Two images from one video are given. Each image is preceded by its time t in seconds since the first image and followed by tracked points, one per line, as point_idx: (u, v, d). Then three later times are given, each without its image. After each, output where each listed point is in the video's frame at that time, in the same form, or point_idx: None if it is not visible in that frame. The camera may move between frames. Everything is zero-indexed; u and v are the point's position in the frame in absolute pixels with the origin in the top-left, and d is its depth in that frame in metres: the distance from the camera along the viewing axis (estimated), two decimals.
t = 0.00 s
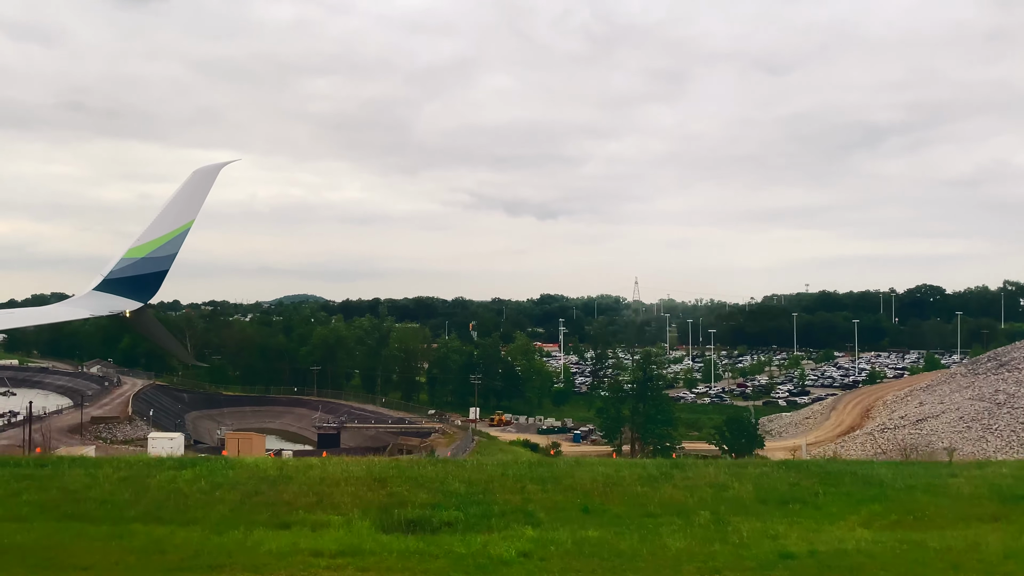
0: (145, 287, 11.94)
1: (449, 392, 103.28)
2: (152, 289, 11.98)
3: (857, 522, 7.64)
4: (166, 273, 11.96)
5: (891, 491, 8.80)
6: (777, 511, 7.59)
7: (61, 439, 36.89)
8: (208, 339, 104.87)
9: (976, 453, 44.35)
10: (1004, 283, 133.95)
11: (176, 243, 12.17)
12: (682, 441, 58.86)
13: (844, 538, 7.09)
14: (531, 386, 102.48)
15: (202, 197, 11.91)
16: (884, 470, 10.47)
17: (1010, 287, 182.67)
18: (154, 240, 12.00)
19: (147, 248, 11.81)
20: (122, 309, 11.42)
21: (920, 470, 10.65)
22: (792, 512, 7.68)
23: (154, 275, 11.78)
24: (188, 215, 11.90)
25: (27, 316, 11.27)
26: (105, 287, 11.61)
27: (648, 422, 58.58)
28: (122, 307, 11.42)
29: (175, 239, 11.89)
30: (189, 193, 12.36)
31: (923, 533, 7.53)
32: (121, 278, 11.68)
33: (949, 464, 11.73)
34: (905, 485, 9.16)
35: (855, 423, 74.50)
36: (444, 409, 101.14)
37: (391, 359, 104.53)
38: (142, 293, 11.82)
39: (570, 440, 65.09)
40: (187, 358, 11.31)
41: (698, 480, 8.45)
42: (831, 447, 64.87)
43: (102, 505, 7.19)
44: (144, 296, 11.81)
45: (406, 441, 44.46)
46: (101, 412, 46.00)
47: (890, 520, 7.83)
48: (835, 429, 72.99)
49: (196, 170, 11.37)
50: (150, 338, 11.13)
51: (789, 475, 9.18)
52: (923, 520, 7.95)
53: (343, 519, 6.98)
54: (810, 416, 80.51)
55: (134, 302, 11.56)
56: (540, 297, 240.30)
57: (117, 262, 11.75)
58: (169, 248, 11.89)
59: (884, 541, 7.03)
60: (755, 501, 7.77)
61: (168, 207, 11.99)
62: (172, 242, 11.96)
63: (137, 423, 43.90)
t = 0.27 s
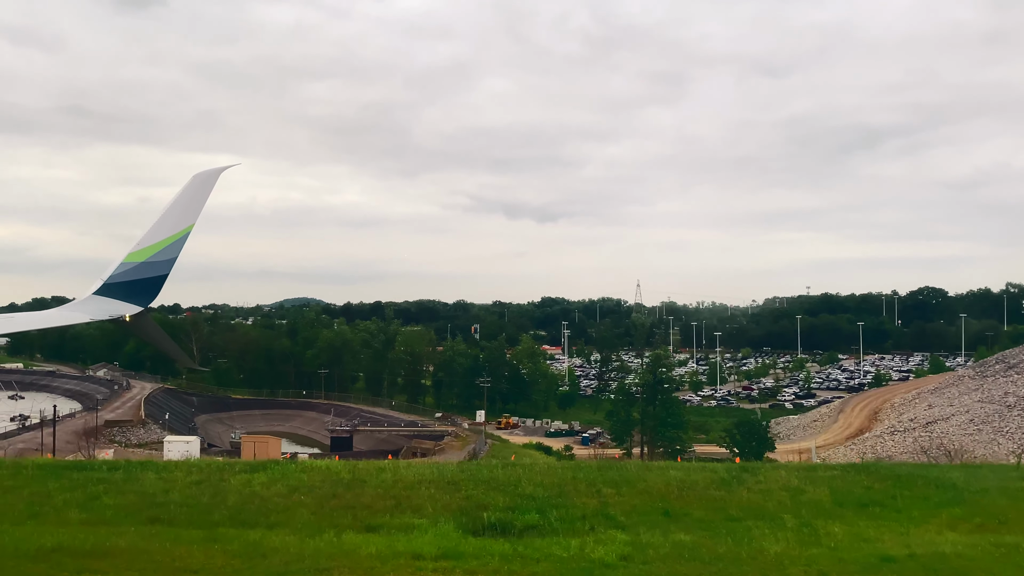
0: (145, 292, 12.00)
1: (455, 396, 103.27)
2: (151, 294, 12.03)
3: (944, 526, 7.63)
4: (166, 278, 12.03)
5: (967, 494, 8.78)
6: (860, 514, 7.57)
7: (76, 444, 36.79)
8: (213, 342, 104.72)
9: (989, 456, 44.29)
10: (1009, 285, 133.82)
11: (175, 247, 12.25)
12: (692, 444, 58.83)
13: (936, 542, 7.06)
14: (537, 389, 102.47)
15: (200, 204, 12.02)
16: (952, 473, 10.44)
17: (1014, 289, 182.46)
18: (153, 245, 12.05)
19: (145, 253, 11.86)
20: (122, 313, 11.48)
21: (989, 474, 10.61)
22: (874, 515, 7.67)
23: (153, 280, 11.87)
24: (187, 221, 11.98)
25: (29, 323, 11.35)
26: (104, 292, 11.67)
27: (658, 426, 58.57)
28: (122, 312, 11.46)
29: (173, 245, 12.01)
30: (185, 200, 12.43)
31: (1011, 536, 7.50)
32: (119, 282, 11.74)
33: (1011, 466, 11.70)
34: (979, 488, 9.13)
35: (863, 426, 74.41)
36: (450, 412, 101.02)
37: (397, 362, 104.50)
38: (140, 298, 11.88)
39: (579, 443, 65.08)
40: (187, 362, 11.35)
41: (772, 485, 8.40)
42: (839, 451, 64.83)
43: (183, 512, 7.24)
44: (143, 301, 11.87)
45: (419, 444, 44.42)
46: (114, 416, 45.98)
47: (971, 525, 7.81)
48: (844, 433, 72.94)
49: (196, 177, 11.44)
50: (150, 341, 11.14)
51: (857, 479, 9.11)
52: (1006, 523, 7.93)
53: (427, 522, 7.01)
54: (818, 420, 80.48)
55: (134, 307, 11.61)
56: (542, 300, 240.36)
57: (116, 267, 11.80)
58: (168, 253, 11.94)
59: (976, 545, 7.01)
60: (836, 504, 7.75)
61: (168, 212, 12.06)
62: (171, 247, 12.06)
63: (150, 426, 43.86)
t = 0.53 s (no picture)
0: (144, 294, 11.61)
1: (460, 397, 103.25)
2: (151, 296, 11.64)
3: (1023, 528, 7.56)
4: (166, 279, 11.63)
5: None
6: (940, 516, 7.49)
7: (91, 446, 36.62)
8: (218, 345, 104.68)
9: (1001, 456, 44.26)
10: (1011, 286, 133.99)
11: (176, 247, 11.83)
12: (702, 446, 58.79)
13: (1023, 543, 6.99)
14: (542, 391, 102.51)
15: (200, 200, 11.55)
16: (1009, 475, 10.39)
17: (1015, 291, 182.76)
18: (152, 244, 11.64)
19: (144, 253, 11.47)
20: (121, 314, 11.10)
21: None
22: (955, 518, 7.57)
23: (152, 280, 11.48)
24: (185, 219, 11.53)
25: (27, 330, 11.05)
26: (102, 294, 11.31)
27: (668, 427, 58.55)
28: (120, 314, 11.10)
29: (173, 245, 11.57)
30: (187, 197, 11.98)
31: None
32: (119, 283, 11.38)
33: None
34: None
35: (871, 427, 74.36)
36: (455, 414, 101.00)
37: (402, 364, 104.58)
38: (140, 299, 11.50)
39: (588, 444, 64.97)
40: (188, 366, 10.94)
41: (841, 487, 8.29)
42: (848, 452, 64.83)
43: (259, 512, 7.15)
44: (143, 303, 11.50)
45: (432, 446, 44.31)
46: (125, 418, 45.79)
47: None
48: (851, 434, 72.97)
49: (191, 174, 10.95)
50: (147, 346, 10.75)
51: (921, 483, 9.02)
52: None
53: (510, 524, 6.94)
54: (825, 421, 80.52)
55: (132, 309, 11.20)
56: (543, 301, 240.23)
57: (115, 268, 11.43)
58: (167, 253, 11.53)
59: None
60: (912, 506, 7.68)
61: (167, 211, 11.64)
62: (171, 247, 11.66)
63: (162, 429, 43.68)
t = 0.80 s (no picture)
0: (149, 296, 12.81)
1: (468, 399, 103.34)
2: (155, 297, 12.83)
3: None
4: (167, 284, 12.80)
5: None
6: (1017, 514, 7.49)
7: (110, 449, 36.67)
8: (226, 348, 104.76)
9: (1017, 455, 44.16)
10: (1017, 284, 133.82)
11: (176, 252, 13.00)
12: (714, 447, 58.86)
13: None
14: (550, 393, 102.58)
15: (201, 212, 12.75)
16: None
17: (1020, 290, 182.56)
18: (156, 251, 12.83)
19: (148, 260, 12.67)
20: (126, 318, 12.36)
21: None
22: None
23: (156, 285, 12.68)
24: (187, 228, 12.71)
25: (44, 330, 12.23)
26: (110, 297, 12.48)
27: (680, 428, 58.62)
28: (126, 317, 12.36)
29: (174, 252, 12.74)
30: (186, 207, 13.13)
31: None
32: (124, 288, 12.57)
33: None
34: None
35: (882, 427, 74.25)
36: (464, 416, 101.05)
37: (411, 366, 104.82)
38: (145, 302, 12.69)
39: (599, 445, 65.04)
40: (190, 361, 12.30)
41: (912, 487, 8.29)
42: (860, 452, 64.70)
43: (340, 515, 7.17)
44: (147, 305, 12.69)
45: (447, 448, 44.36)
46: (141, 422, 45.84)
47: None
48: (862, 434, 72.87)
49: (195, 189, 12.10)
50: (154, 346, 12.05)
51: (988, 481, 9.00)
52: None
53: (596, 525, 6.94)
54: (835, 420, 80.42)
55: (139, 312, 12.47)
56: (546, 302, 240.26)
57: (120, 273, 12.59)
58: (170, 259, 12.71)
59: None
60: (989, 504, 7.68)
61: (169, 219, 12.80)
62: (173, 253, 12.83)
63: (178, 433, 43.72)
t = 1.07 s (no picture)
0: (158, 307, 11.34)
1: (482, 404, 103.50)
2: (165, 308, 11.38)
3: None
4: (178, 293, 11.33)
5: None
6: None
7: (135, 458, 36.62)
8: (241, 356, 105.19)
9: None
10: None
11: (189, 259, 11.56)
12: (734, 447, 58.79)
13: None
14: (564, 396, 102.49)
15: (214, 212, 11.31)
16: None
17: None
18: (164, 258, 11.39)
19: (155, 266, 11.18)
20: (133, 328, 10.83)
21: None
22: None
23: (164, 294, 11.19)
24: (198, 231, 11.19)
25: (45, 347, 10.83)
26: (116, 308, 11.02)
27: (699, 429, 58.57)
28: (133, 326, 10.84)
29: (185, 258, 11.28)
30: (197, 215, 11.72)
31: None
32: (131, 297, 11.06)
33: None
34: None
35: (899, 425, 73.98)
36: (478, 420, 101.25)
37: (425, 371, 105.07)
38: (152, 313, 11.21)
39: (617, 447, 64.92)
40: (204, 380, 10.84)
41: (993, 483, 8.18)
42: (881, 450, 64.31)
43: (428, 519, 7.17)
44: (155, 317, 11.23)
45: (470, 452, 44.27)
46: (163, 431, 45.81)
47: None
48: (880, 433, 72.52)
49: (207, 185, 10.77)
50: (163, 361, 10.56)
51: None
52: None
53: (687, 528, 6.96)
54: (852, 419, 80.05)
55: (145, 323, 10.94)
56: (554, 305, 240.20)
57: (126, 283, 11.12)
58: (179, 265, 11.25)
59: None
60: None
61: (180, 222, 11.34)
62: (183, 259, 11.36)
63: (202, 441, 43.68)
